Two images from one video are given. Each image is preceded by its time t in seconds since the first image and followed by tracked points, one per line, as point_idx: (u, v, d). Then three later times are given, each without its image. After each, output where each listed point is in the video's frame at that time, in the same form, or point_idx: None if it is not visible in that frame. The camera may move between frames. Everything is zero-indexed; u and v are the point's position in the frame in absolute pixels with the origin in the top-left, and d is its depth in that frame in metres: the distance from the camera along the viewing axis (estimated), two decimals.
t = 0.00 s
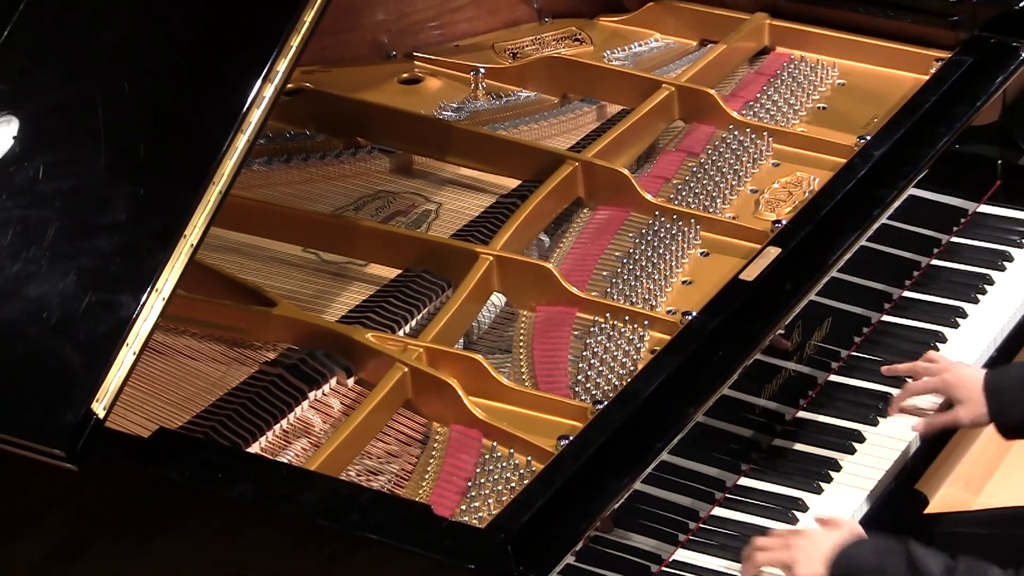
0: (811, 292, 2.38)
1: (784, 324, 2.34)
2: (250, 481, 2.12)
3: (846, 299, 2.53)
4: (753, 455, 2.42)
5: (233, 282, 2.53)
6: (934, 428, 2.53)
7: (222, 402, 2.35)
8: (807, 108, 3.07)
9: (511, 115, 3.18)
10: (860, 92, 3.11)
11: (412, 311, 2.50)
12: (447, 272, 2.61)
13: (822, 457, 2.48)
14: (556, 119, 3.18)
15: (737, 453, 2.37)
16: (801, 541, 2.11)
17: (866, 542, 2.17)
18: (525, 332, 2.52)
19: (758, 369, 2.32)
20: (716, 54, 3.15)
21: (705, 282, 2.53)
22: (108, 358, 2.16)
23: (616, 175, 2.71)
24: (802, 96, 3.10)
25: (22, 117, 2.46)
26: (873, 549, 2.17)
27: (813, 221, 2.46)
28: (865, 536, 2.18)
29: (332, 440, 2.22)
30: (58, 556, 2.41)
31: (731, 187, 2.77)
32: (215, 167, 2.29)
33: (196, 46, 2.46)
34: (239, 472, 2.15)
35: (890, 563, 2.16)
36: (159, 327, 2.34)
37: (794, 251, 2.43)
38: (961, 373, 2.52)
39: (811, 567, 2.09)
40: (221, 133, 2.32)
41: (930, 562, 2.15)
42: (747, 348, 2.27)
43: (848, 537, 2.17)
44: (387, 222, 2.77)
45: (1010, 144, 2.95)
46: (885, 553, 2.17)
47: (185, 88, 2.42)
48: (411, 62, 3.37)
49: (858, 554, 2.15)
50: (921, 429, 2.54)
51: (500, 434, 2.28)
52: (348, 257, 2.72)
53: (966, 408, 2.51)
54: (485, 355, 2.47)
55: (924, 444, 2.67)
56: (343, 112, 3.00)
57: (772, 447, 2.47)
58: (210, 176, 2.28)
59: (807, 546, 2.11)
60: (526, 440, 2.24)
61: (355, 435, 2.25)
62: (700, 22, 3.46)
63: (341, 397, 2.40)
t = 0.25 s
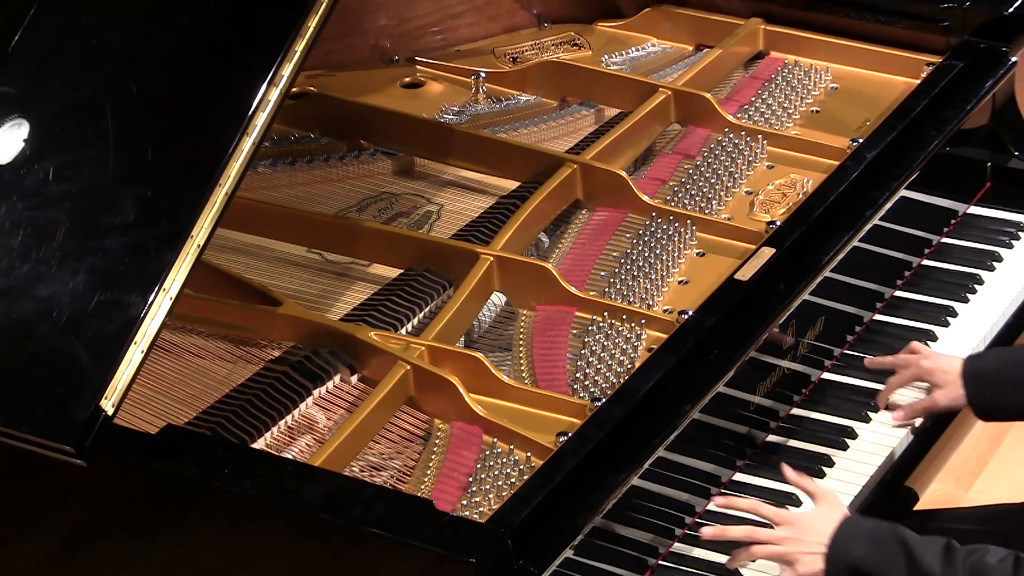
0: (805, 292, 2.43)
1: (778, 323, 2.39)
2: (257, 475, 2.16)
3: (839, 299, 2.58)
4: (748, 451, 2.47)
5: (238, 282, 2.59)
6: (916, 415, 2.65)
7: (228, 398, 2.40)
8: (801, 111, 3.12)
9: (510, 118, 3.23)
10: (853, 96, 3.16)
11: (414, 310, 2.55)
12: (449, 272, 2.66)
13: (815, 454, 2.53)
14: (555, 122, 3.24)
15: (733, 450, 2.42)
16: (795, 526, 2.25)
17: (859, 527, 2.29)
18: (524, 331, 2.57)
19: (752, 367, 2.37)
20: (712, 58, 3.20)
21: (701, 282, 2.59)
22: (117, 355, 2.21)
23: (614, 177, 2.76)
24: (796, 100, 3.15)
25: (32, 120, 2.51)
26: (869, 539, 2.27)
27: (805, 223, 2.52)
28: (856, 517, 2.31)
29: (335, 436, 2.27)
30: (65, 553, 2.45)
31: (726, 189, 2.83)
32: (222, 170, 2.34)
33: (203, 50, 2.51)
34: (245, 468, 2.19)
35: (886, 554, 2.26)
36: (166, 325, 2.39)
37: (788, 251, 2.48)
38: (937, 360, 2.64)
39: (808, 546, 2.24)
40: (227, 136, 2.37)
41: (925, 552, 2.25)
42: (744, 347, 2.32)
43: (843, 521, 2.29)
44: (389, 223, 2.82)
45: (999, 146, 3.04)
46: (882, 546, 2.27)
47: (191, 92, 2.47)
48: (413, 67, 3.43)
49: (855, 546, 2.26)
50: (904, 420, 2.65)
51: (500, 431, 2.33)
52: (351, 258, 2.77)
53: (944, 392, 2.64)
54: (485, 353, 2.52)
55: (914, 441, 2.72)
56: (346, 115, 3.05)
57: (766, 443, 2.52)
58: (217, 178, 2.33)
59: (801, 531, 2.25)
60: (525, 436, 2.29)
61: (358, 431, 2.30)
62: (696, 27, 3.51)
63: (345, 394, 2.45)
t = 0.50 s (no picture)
0: (798, 291, 2.48)
1: (772, 322, 2.44)
2: (262, 471, 2.21)
3: (832, 298, 2.64)
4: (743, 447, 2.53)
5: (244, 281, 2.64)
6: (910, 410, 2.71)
7: (233, 395, 2.45)
8: (795, 115, 3.17)
9: (511, 121, 3.29)
10: (847, 100, 3.22)
11: (416, 309, 2.61)
12: (450, 271, 2.72)
13: (809, 450, 2.59)
14: (554, 125, 3.29)
15: (728, 446, 2.47)
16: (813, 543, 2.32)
17: (867, 554, 2.42)
18: (524, 329, 2.63)
19: (747, 365, 2.42)
20: (709, 62, 3.25)
21: (697, 282, 2.64)
22: (125, 354, 2.25)
23: (612, 179, 2.81)
24: (790, 103, 3.21)
25: (42, 123, 2.56)
26: (875, 560, 2.41)
27: (800, 224, 2.57)
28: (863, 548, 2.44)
29: (339, 432, 2.32)
30: (72, 549, 2.50)
31: (722, 190, 2.88)
32: (228, 172, 2.39)
33: (210, 55, 2.56)
34: (250, 463, 2.24)
35: (893, 573, 2.39)
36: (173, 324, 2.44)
37: (782, 251, 2.54)
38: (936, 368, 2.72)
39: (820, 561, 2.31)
40: (233, 139, 2.41)
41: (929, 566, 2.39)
42: (738, 345, 2.38)
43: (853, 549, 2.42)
44: (392, 223, 2.88)
45: (989, 148, 3.08)
46: (889, 565, 2.40)
47: (198, 96, 2.52)
48: (416, 71, 3.49)
49: (864, 565, 2.40)
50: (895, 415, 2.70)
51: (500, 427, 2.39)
52: (355, 258, 2.83)
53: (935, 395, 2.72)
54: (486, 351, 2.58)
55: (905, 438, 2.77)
56: (350, 118, 3.11)
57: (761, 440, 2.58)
58: (223, 180, 2.38)
59: (816, 547, 2.32)
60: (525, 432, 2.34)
61: (362, 427, 2.35)
62: (692, 32, 3.57)
63: (349, 391, 2.51)
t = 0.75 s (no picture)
0: (792, 291, 2.53)
1: (766, 321, 2.50)
2: (266, 468, 2.25)
3: (824, 297, 2.70)
4: (738, 443, 2.59)
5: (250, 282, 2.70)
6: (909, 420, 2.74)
7: (240, 392, 2.50)
8: (789, 118, 3.23)
9: (511, 125, 3.34)
10: (840, 104, 3.27)
11: (418, 308, 2.66)
12: (452, 271, 2.77)
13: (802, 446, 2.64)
14: (552, 128, 3.34)
15: (723, 442, 2.53)
16: (813, 505, 2.42)
17: (870, 519, 2.38)
18: (524, 328, 2.68)
19: (741, 363, 2.48)
20: (704, 67, 3.31)
21: (693, 281, 2.70)
22: (134, 353, 2.30)
23: (610, 182, 2.86)
24: (784, 107, 3.26)
25: (52, 127, 2.62)
26: (876, 525, 2.36)
27: (793, 225, 2.62)
28: (871, 514, 2.42)
29: (343, 428, 2.37)
30: (77, 545, 2.54)
31: (719, 192, 2.94)
32: (235, 174, 2.43)
33: (216, 61, 2.61)
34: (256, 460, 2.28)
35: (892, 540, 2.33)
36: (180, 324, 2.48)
37: (777, 252, 2.59)
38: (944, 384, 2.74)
39: (822, 524, 2.40)
40: (239, 142, 2.46)
41: (927, 533, 2.30)
42: (733, 343, 2.43)
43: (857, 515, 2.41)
44: (395, 224, 2.93)
45: (978, 151, 3.17)
46: (888, 529, 2.35)
47: (205, 99, 2.57)
48: (418, 76, 3.55)
49: (861, 527, 2.36)
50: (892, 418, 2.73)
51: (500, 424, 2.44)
52: (358, 258, 2.89)
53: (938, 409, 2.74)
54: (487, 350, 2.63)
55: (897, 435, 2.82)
56: (353, 122, 3.17)
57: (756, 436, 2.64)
58: (230, 182, 2.42)
59: (816, 510, 2.42)
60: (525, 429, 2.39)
61: (365, 424, 2.41)
62: (689, 37, 3.63)
63: (352, 389, 2.56)
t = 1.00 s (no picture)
0: (786, 290, 2.59)
1: (761, 320, 2.55)
2: (272, 463, 2.30)
3: (818, 296, 2.75)
4: (732, 440, 2.65)
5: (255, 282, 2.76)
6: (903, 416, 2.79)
7: (246, 389, 2.56)
8: (783, 122, 3.28)
9: (511, 128, 3.40)
10: (833, 108, 3.33)
11: (420, 308, 2.72)
12: (453, 271, 2.83)
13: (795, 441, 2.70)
14: (551, 131, 3.40)
15: (718, 439, 2.60)
16: (845, 446, 2.56)
17: (889, 458, 2.54)
18: (524, 327, 2.73)
19: (735, 362, 2.53)
20: (700, 72, 3.37)
21: (689, 281, 2.75)
22: (142, 351, 2.35)
23: (608, 184, 2.92)
24: (778, 110, 3.32)
25: (62, 129, 2.67)
26: (894, 466, 2.52)
27: (787, 226, 2.68)
28: (893, 451, 2.57)
29: (347, 425, 2.43)
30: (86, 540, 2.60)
31: (714, 194, 2.99)
32: (240, 176, 2.49)
33: (223, 65, 2.67)
34: (261, 456, 2.33)
35: (905, 479, 2.50)
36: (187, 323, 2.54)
37: (771, 252, 2.65)
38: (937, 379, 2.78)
39: (853, 462, 2.54)
40: (244, 145, 2.52)
41: (940, 481, 2.48)
42: (728, 342, 2.48)
43: (879, 453, 2.56)
44: (397, 225, 2.99)
45: (969, 154, 3.25)
46: (905, 472, 2.51)
47: (211, 103, 2.62)
48: (420, 79, 3.60)
49: (881, 468, 2.52)
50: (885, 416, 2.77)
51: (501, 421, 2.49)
52: (362, 258, 2.95)
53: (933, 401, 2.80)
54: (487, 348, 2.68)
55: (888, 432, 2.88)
56: (357, 125, 3.23)
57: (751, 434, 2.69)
58: (235, 185, 2.48)
59: (848, 450, 2.55)
60: (524, 425, 2.44)
61: (368, 420, 2.46)
62: (685, 42, 3.70)
63: (355, 386, 2.62)
